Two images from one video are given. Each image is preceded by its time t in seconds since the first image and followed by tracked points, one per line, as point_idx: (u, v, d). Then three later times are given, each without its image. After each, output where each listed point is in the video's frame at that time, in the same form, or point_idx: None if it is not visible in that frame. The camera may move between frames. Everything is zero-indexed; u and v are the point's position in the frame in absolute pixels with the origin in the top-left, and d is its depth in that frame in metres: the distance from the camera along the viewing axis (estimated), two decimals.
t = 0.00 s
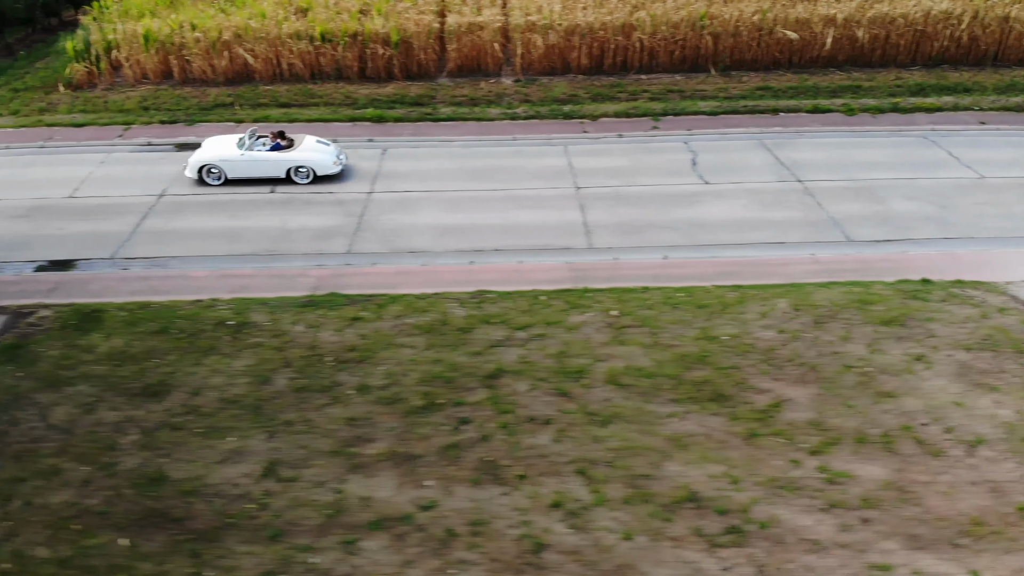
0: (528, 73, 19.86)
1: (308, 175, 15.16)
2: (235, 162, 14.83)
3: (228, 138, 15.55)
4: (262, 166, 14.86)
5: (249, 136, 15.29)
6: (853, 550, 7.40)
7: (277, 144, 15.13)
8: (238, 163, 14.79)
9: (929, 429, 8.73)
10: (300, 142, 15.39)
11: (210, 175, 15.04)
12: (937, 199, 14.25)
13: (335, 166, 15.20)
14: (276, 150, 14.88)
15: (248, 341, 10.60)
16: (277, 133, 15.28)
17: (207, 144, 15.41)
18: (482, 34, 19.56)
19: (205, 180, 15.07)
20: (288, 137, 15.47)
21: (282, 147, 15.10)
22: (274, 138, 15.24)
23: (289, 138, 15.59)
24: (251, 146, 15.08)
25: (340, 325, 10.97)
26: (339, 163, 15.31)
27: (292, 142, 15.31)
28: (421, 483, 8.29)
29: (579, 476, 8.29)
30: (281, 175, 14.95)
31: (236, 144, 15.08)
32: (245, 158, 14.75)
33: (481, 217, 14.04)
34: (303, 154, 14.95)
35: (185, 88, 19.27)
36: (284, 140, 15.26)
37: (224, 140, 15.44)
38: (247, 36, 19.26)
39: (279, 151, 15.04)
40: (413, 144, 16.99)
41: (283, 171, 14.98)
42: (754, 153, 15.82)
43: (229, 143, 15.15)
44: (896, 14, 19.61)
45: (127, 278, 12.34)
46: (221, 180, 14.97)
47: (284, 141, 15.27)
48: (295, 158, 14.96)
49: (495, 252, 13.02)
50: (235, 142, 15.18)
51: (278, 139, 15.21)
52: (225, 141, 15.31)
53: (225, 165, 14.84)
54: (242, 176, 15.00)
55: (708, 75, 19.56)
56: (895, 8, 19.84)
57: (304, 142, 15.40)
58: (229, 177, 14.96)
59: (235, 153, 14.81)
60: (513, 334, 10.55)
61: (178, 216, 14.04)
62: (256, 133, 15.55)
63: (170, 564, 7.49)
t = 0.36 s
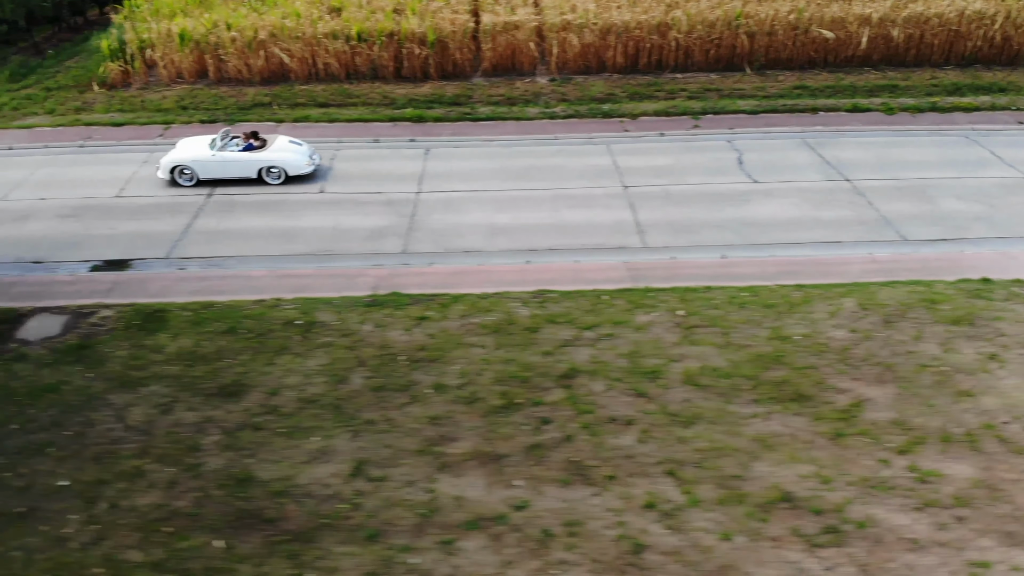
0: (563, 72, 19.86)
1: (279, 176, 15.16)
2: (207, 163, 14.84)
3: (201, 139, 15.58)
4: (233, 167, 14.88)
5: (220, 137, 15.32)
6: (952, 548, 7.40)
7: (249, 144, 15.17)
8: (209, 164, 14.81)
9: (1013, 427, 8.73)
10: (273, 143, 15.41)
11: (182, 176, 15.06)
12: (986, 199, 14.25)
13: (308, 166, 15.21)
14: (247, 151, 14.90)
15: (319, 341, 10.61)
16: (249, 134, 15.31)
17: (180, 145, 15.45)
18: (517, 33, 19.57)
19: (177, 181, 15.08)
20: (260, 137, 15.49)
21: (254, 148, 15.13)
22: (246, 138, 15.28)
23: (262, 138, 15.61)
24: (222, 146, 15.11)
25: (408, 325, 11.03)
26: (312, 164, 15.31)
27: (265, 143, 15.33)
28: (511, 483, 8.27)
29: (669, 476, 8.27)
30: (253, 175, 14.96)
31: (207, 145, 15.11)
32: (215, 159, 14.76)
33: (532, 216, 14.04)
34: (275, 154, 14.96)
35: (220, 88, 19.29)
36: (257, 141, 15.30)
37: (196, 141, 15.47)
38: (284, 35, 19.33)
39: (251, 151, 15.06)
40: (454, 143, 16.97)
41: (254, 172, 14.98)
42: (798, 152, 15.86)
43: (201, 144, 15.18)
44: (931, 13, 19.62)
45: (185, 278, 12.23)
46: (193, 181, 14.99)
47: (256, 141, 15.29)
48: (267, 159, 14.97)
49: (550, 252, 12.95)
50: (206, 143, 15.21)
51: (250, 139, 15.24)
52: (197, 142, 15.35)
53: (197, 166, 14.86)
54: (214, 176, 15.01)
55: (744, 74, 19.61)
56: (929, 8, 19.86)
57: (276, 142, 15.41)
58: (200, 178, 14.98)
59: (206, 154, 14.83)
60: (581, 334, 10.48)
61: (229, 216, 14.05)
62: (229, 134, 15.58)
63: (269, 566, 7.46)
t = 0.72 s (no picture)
0: (604, 70, 19.88)
1: (238, 177, 15.24)
2: (166, 162, 14.97)
3: (164, 139, 15.73)
4: (191, 167, 15.00)
5: (181, 138, 15.45)
6: None
7: (211, 145, 15.30)
8: (169, 164, 14.94)
9: None
10: (234, 144, 15.53)
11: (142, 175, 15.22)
12: None
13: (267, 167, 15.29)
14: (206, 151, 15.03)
15: (400, 341, 10.75)
16: (211, 135, 15.47)
17: (143, 144, 15.61)
18: (558, 31, 19.56)
19: (139, 181, 15.26)
20: (222, 138, 15.61)
21: (215, 149, 15.25)
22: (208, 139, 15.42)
23: (225, 139, 15.72)
24: (182, 147, 15.25)
25: (486, 325, 10.99)
26: (273, 165, 15.40)
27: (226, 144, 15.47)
28: (616, 484, 8.23)
29: (774, 477, 8.29)
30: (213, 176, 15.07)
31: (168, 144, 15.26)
32: (174, 159, 14.91)
33: (592, 215, 14.00)
34: (234, 155, 15.06)
35: (262, 88, 19.34)
36: (219, 142, 15.43)
37: (159, 141, 15.60)
38: (326, 35, 19.42)
39: (210, 152, 15.18)
40: (502, 143, 17.00)
41: (214, 173, 15.09)
42: (849, 151, 15.93)
43: (163, 144, 15.32)
44: (971, 13, 19.63)
45: (255, 278, 12.36)
46: (153, 180, 15.14)
47: (217, 142, 15.43)
48: (226, 160, 15.07)
49: (615, 252, 12.86)
50: (168, 143, 15.36)
51: (211, 140, 15.38)
52: (161, 142, 15.49)
53: (157, 166, 15.00)
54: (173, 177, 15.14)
55: (785, 73, 19.66)
56: (969, 7, 19.87)
57: (237, 144, 15.55)
58: (160, 177, 15.12)
59: (166, 154, 14.97)
60: (662, 334, 10.42)
61: (290, 216, 14.22)
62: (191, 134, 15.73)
63: (386, 568, 7.44)
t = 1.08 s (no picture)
0: (641, 70, 19.91)
1: (196, 177, 15.43)
2: (125, 162, 15.13)
3: (122, 138, 15.88)
4: (149, 167, 15.18)
5: (138, 138, 15.59)
6: None
7: (168, 146, 15.47)
8: (127, 164, 15.10)
9: None
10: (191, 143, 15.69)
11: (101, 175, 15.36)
12: None
13: (226, 166, 15.49)
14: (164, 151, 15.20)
15: (470, 340, 10.74)
16: (169, 135, 15.62)
17: (100, 145, 15.74)
18: (596, 30, 19.55)
19: (96, 181, 15.38)
20: (180, 138, 15.76)
21: (172, 149, 15.42)
22: (165, 138, 15.58)
23: (182, 138, 15.87)
24: (141, 147, 15.40)
25: (555, 325, 10.94)
26: (231, 163, 15.59)
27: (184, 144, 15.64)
28: (710, 485, 8.23)
29: (866, 477, 8.30)
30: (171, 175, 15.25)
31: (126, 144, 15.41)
32: (132, 159, 15.07)
33: (646, 214, 14.06)
34: (191, 154, 15.23)
35: (300, 88, 19.36)
36: (178, 142, 15.59)
37: (117, 141, 15.74)
38: (365, 34, 19.38)
39: (168, 152, 15.36)
40: (546, 142, 17.01)
41: (172, 172, 15.27)
42: (894, 151, 15.98)
43: (121, 144, 15.47)
44: (1007, 13, 19.62)
45: (317, 277, 12.51)
46: (111, 180, 15.29)
47: (175, 141, 15.60)
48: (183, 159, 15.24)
49: (674, 251, 12.90)
50: (126, 143, 15.50)
51: (170, 140, 15.54)
52: (118, 142, 15.63)
53: (114, 166, 15.16)
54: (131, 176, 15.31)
55: (822, 73, 19.70)
56: (1005, 7, 19.86)
57: (194, 143, 15.71)
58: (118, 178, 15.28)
59: (124, 154, 15.13)
60: (735, 335, 10.44)
61: (344, 216, 14.34)
62: (149, 133, 15.88)
63: (490, 569, 7.43)
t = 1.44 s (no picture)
0: (682, 69, 19.96)
1: (142, 177, 15.56)
2: (70, 163, 15.28)
3: (72, 139, 16.02)
4: (92, 168, 15.32)
5: (85, 139, 15.73)
6: None
7: (113, 147, 15.61)
8: (71, 165, 15.26)
9: None
10: (138, 143, 15.81)
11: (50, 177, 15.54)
12: None
13: (172, 166, 15.59)
14: (109, 152, 15.35)
15: (551, 340, 10.73)
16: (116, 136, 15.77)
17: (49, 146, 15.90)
18: (638, 29, 19.58)
19: (44, 181, 15.55)
20: (125, 138, 15.90)
21: (118, 151, 15.55)
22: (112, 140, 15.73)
23: (128, 139, 16.00)
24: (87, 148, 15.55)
25: (635, 325, 10.92)
26: (178, 163, 15.71)
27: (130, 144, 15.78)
28: (818, 486, 8.25)
29: (970, 476, 8.33)
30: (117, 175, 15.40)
31: (73, 145, 15.57)
32: (77, 160, 15.23)
33: (707, 213, 14.07)
34: (137, 155, 15.36)
35: (343, 87, 19.37)
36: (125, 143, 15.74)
37: (63, 141, 15.88)
38: (407, 33, 19.37)
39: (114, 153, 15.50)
40: (595, 142, 16.98)
41: (115, 173, 15.42)
42: (946, 150, 16.01)
43: (68, 145, 15.62)
44: None
45: (387, 277, 12.55)
46: (60, 181, 15.46)
47: (121, 142, 15.74)
48: (128, 160, 15.38)
49: (740, 251, 12.93)
50: (73, 144, 15.65)
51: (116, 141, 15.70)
52: (64, 143, 15.78)
53: (59, 167, 15.32)
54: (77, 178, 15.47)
55: (863, 72, 19.75)
56: None
57: (141, 143, 15.83)
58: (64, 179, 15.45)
59: (67, 156, 15.27)
60: (817, 335, 10.48)
61: (403, 216, 14.35)
62: (99, 134, 16.03)
63: (609, 571, 7.41)
